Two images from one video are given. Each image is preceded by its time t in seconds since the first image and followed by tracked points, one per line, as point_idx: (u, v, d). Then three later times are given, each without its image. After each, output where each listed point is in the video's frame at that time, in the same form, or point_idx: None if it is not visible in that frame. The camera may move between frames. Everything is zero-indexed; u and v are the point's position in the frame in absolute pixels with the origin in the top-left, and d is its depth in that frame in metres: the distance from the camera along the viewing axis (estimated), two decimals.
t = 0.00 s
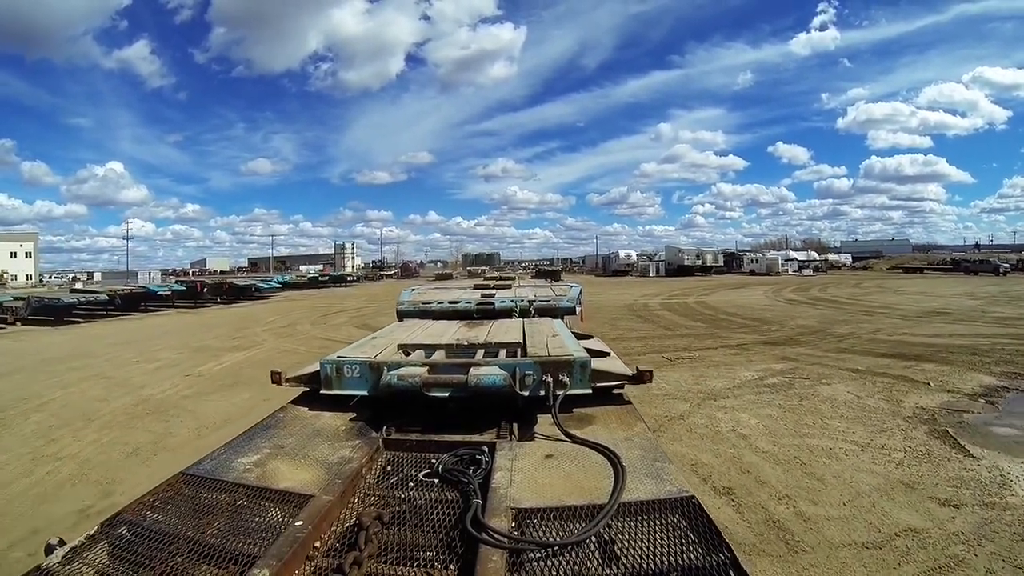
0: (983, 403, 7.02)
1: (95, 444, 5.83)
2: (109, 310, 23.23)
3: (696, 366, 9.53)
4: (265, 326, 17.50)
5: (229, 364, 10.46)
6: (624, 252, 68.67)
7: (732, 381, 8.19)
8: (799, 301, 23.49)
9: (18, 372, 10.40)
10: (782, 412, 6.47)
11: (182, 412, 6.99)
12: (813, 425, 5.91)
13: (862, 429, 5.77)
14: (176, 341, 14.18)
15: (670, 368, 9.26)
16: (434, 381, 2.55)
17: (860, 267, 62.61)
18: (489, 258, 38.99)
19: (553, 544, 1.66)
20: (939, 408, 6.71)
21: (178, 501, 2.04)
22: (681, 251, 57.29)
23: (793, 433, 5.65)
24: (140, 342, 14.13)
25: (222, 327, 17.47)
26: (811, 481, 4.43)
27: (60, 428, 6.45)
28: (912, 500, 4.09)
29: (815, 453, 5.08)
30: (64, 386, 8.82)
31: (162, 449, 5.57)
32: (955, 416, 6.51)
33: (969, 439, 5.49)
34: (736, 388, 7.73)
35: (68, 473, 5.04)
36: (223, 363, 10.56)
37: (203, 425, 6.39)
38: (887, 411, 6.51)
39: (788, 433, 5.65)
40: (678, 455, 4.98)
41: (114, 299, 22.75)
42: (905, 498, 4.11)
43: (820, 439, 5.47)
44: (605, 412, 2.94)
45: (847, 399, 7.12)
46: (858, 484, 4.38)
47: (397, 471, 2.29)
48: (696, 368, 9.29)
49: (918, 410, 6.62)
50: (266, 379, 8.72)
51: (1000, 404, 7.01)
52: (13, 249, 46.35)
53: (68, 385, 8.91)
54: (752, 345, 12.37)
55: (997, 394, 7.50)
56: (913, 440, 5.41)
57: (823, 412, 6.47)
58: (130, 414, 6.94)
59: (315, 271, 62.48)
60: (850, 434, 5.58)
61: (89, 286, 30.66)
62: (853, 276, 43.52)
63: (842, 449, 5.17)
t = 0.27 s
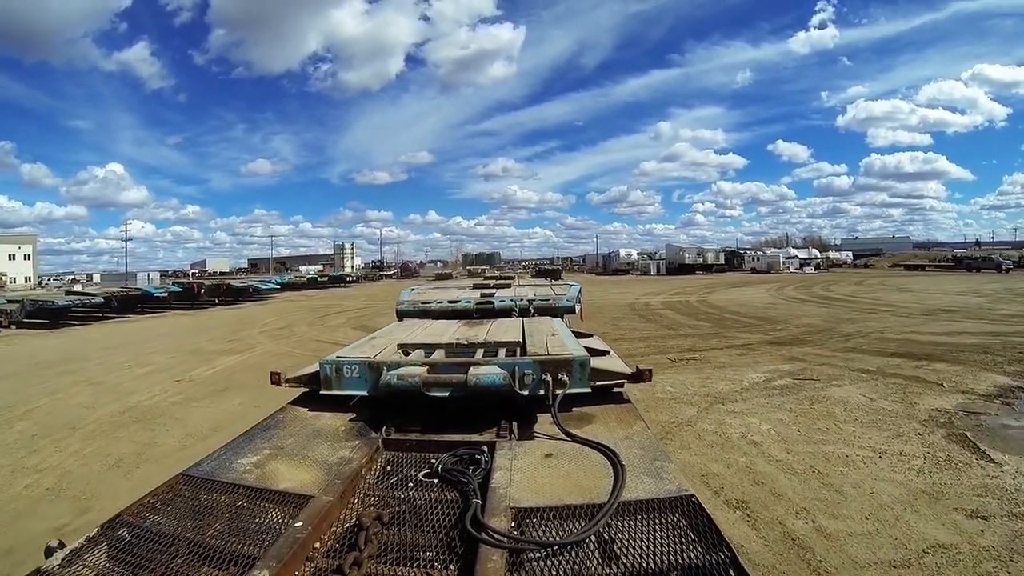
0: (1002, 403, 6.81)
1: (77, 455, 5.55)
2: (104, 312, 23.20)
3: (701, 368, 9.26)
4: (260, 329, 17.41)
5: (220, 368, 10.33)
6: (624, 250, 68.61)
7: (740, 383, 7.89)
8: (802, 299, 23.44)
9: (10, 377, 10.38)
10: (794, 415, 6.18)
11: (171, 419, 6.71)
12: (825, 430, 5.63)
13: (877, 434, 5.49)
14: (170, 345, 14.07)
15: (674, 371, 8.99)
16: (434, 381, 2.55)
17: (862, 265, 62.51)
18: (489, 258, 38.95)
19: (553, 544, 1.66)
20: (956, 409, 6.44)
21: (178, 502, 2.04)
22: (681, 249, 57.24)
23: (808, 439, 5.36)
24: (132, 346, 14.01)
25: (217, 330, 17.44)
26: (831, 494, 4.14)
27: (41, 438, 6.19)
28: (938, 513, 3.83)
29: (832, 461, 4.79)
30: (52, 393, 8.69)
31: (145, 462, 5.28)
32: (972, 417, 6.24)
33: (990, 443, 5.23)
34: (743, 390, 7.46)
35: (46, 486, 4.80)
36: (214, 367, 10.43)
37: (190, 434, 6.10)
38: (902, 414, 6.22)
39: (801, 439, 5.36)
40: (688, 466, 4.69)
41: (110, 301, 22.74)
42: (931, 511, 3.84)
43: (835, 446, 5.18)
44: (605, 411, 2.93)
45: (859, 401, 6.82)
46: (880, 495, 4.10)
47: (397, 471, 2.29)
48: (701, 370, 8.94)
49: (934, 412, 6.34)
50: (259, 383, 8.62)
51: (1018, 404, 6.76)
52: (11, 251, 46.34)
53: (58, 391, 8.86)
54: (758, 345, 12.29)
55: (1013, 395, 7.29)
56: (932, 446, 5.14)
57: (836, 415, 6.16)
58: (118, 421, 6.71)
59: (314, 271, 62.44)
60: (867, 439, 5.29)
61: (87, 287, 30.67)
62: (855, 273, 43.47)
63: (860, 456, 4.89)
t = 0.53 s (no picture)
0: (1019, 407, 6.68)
1: (52, 465, 5.41)
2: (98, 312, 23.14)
3: (707, 372, 9.22)
4: (253, 329, 17.34)
5: (209, 372, 10.25)
6: (624, 250, 68.60)
7: (749, 389, 7.72)
8: (804, 299, 23.42)
9: None
10: (808, 424, 5.94)
11: (154, 426, 6.60)
12: (841, 440, 5.36)
13: (896, 444, 5.22)
14: (161, 346, 14.00)
15: (680, 376, 8.93)
16: (434, 380, 2.55)
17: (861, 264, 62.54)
18: (489, 257, 38.92)
19: (553, 544, 1.66)
20: (974, 416, 6.26)
21: (178, 503, 2.04)
22: (681, 249, 57.25)
23: (824, 451, 5.07)
24: (122, 348, 13.93)
25: (210, 330, 17.39)
26: (853, 513, 3.83)
27: (17, 446, 6.04)
28: (971, 534, 3.54)
29: (852, 476, 4.48)
30: (34, 397, 8.62)
31: (122, 472, 5.14)
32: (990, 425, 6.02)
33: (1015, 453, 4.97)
34: (753, 397, 7.25)
35: (21, 496, 4.72)
36: (203, 371, 10.36)
37: (172, 443, 5.96)
38: (919, 422, 5.97)
39: (816, 450, 5.09)
40: (700, 481, 4.41)
41: (103, 301, 22.68)
42: (963, 532, 3.55)
43: (853, 457, 4.91)
44: (605, 411, 2.93)
45: (873, 409, 6.58)
46: (907, 515, 3.79)
47: (397, 471, 2.29)
48: (706, 375, 8.91)
49: (952, 419, 6.14)
50: (244, 389, 8.51)
51: None
52: (8, 250, 46.26)
53: (39, 396, 8.79)
54: (765, 347, 12.24)
55: None
56: (955, 458, 4.86)
57: (851, 424, 5.90)
58: (99, 428, 6.59)
59: (313, 270, 62.37)
60: (886, 451, 5.02)
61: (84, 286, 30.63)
62: (856, 273, 43.49)
63: (880, 469, 4.61)
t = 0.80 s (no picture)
0: None
1: (32, 475, 5.36)
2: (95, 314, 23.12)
3: (715, 376, 9.18)
4: (249, 332, 17.28)
5: (200, 377, 10.20)
6: (624, 250, 68.60)
7: (758, 395, 7.66)
8: (807, 299, 23.40)
9: None
10: (823, 431, 5.83)
11: (138, 435, 6.58)
12: (859, 450, 5.22)
13: (916, 454, 5.07)
14: (155, 350, 13.96)
15: (687, 380, 8.91)
16: (434, 381, 2.56)
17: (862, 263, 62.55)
18: (489, 258, 38.91)
19: (553, 544, 1.66)
20: (992, 422, 6.19)
21: (177, 502, 2.04)
22: (682, 249, 57.25)
23: (842, 461, 4.91)
24: (117, 351, 13.88)
25: (207, 333, 17.37)
26: (877, 531, 3.64)
27: None
28: (1004, 554, 3.35)
29: (873, 489, 4.31)
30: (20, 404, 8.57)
31: (102, 483, 5.09)
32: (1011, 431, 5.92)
33: None
34: (763, 403, 7.17)
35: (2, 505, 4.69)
36: (194, 376, 10.30)
37: (155, 453, 5.89)
38: (938, 431, 5.84)
39: (833, 461, 4.93)
40: (713, 497, 4.22)
41: (99, 303, 22.65)
42: (995, 552, 3.37)
43: (872, 468, 4.74)
44: (605, 411, 2.94)
45: (890, 415, 6.49)
46: (935, 532, 3.60)
47: (397, 471, 2.29)
48: (714, 379, 8.86)
49: (970, 425, 6.06)
50: (233, 395, 8.50)
51: None
52: (7, 252, 46.24)
53: (25, 402, 8.75)
54: (772, 349, 12.22)
55: None
56: (980, 469, 4.71)
57: (868, 433, 5.77)
58: (81, 437, 6.53)
59: (313, 272, 62.34)
60: (906, 462, 4.86)
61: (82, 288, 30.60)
62: (858, 272, 43.49)
63: (901, 481, 4.44)
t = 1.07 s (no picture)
0: None
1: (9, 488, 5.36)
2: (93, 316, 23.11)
3: (724, 380, 9.14)
4: (246, 334, 17.25)
5: (191, 382, 10.19)
6: (625, 249, 68.55)
7: (770, 400, 7.63)
8: (811, 297, 23.33)
9: None
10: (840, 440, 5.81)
11: (122, 444, 6.57)
12: (878, 460, 5.19)
13: (939, 464, 5.05)
14: (150, 353, 13.93)
15: (694, 384, 8.88)
16: (434, 381, 2.56)
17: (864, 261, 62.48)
18: (489, 257, 38.90)
19: (553, 544, 1.66)
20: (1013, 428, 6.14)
21: (178, 503, 2.04)
22: (684, 248, 57.18)
23: (862, 473, 4.89)
24: (112, 355, 13.86)
25: (204, 335, 17.35)
26: (906, 549, 3.61)
27: None
28: None
29: (898, 503, 4.27)
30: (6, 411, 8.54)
31: (81, 498, 5.07)
32: None
33: None
34: (775, 409, 7.14)
35: None
36: (186, 381, 10.29)
37: (138, 464, 5.88)
38: (958, 437, 5.81)
39: (854, 472, 4.91)
40: (731, 514, 4.18)
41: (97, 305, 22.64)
42: None
43: (895, 479, 4.71)
44: (605, 411, 2.93)
45: (908, 420, 6.46)
46: (967, 552, 3.56)
47: (397, 472, 2.29)
48: (722, 383, 8.82)
49: (991, 431, 6.01)
50: (222, 402, 8.47)
51: None
52: (7, 255, 46.24)
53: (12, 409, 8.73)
54: (780, 350, 12.18)
55: None
56: (1005, 479, 4.68)
57: (887, 440, 5.74)
58: (64, 448, 6.52)
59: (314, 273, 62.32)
60: (929, 473, 4.83)
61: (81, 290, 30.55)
62: (861, 270, 43.42)
63: (926, 494, 4.42)
